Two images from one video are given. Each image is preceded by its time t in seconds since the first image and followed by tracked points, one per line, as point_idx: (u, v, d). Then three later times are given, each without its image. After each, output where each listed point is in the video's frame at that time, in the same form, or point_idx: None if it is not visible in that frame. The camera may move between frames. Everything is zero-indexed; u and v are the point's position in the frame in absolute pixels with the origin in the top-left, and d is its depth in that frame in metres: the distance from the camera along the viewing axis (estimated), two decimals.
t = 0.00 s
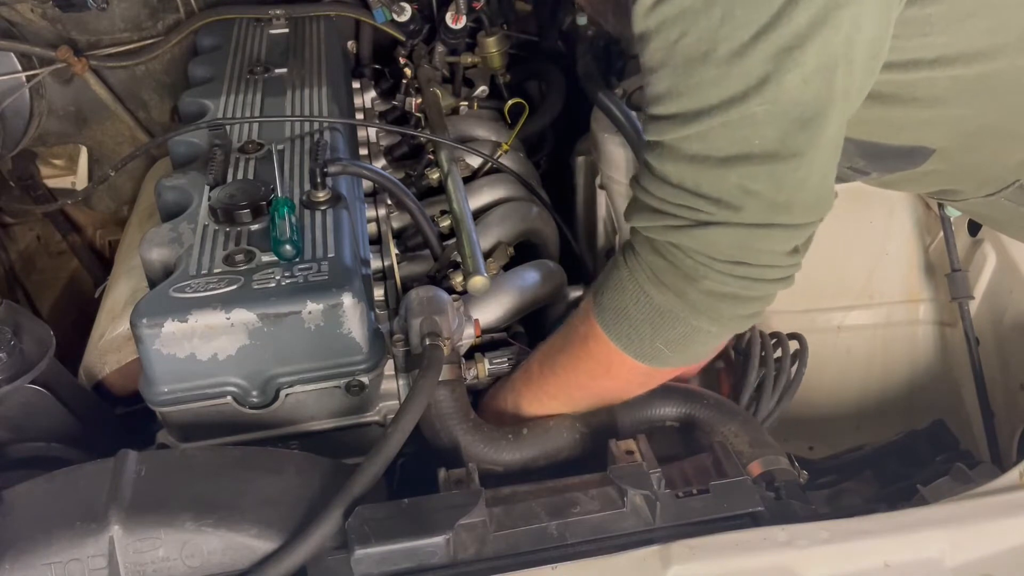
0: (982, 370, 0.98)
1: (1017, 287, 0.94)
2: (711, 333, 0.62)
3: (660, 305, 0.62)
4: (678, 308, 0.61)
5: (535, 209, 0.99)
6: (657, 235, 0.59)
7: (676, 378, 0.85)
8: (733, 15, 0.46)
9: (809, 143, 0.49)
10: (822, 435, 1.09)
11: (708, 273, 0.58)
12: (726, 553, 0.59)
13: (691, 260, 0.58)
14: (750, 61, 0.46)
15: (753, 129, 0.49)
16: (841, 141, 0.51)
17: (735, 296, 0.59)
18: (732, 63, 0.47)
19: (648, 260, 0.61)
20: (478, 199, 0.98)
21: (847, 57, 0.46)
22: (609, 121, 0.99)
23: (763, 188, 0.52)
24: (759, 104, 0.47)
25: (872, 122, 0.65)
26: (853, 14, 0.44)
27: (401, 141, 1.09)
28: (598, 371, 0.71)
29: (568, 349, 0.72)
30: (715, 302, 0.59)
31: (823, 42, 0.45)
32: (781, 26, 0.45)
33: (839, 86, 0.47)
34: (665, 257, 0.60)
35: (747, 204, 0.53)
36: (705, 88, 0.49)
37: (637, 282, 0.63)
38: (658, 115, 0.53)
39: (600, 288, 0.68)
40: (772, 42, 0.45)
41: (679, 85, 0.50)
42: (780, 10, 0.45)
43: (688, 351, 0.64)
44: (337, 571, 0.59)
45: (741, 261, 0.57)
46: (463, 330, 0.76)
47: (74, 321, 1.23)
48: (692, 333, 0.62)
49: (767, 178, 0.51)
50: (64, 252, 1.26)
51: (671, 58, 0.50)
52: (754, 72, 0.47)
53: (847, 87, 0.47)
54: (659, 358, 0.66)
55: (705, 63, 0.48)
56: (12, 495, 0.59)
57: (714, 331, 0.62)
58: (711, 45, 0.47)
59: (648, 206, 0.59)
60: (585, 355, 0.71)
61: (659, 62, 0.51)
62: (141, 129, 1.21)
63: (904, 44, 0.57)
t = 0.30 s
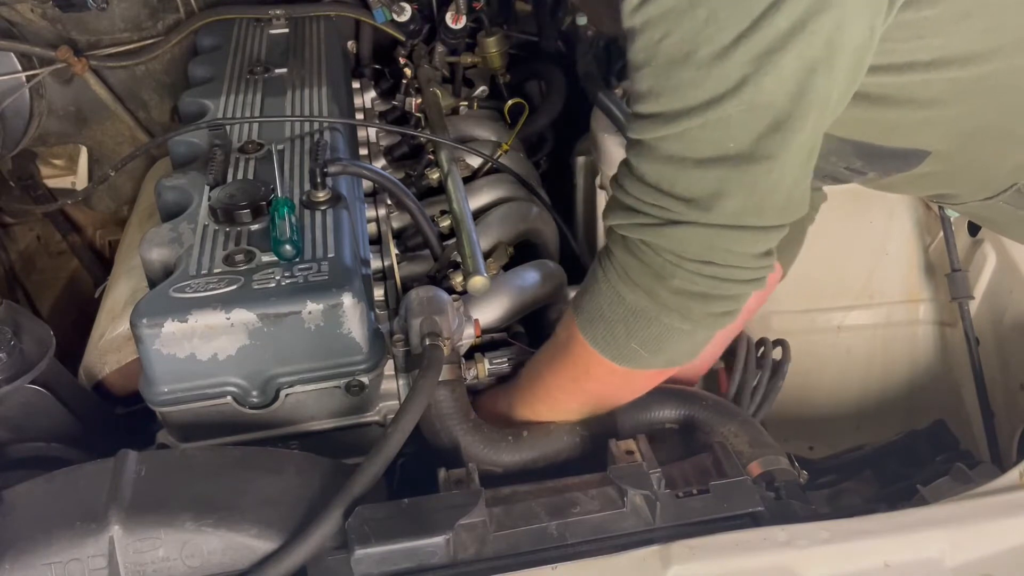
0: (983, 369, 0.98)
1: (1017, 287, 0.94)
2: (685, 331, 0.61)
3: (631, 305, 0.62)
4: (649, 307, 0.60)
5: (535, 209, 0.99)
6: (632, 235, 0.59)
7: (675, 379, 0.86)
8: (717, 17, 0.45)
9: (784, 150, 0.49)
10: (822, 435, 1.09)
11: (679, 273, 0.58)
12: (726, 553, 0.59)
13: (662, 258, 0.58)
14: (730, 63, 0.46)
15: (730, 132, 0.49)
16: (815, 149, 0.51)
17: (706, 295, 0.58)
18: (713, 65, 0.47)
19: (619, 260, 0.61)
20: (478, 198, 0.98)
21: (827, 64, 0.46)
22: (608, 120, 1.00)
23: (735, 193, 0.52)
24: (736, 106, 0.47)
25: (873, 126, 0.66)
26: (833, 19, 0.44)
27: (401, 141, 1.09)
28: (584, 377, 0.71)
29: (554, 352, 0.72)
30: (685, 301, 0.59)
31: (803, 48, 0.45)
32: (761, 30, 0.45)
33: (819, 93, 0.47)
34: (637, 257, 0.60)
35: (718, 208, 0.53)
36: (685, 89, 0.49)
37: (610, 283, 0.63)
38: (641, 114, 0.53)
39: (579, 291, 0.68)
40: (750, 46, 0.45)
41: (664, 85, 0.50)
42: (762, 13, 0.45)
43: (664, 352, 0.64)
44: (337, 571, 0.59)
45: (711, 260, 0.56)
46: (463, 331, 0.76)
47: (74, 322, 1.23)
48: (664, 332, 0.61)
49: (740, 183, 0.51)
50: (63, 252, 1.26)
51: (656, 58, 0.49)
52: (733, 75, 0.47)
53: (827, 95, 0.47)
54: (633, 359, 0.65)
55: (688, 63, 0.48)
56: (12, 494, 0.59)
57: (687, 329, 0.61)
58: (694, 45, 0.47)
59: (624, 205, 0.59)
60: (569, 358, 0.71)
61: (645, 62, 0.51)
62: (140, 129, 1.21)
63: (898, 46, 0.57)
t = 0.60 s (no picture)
0: (983, 368, 0.98)
1: (1017, 286, 0.94)
2: (657, 347, 0.63)
3: (608, 320, 0.64)
4: (623, 323, 0.62)
5: (535, 209, 0.99)
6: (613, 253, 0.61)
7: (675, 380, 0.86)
8: (710, 37, 0.45)
9: (761, 190, 0.50)
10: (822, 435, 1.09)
11: (652, 293, 0.59)
12: (726, 553, 0.59)
13: (635, 278, 0.60)
14: (717, 103, 0.47)
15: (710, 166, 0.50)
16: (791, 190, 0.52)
17: (677, 316, 0.60)
18: (706, 71, 0.46)
19: (598, 276, 0.63)
20: (479, 198, 0.98)
21: (813, 113, 0.46)
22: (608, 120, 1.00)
23: (707, 225, 0.53)
24: (717, 144, 0.49)
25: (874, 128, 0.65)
26: (822, 68, 0.44)
27: (401, 141, 1.09)
28: (577, 390, 0.73)
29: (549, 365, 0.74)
30: (657, 319, 0.60)
31: (788, 95, 0.45)
32: (750, 75, 0.45)
33: (802, 139, 0.47)
34: (613, 274, 0.62)
35: (690, 238, 0.54)
36: (675, 120, 0.49)
37: (590, 298, 0.65)
38: (633, 136, 0.54)
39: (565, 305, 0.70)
40: (739, 87, 0.46)
41: (657, 100, 0.50)
42: (754, 58, 0.45)
43: (639, 367, 0.65)
44: (337, 571, 0.59)
45: (682, 283, 0.58)
46: (463, 331, 0.76)
47: (74, 322, 1.23)
48: (638, 348, 0.63)
49: (712, 216, 0.52)
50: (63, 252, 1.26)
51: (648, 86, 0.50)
52: (719, 115, 0.47)
53: (808, 143, 0.48)
54: (609, 373, 0.67)
55: (681, 69, 0.47)
56: (12, 495, 0.59)
57: (659, 345, 0.62)
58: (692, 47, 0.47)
59: (608, 221, 0.61)
60: (563, 373, 0.72)
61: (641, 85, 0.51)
62: (140, 129, 1.21)
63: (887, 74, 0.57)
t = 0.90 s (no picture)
0: (983, 367, 0.98)
1: (1017, 286, 0.94)
2: (658, 372, 0.64)
3: (609, 344, 0.65)
4: (624, 347, 0.64)
5: (535, 209, 0.99)
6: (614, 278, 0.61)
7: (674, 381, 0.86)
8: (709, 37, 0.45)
9: (766, 223, 0.51)
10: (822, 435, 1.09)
11: (653, 320, 0.60)
12: (726, 553, 0.59)
13: (637, 305, 0.60)
14: (726, 136, 0.47)
15: (715, 198, 0.51)
16: (792, 223, 0.53)
17: (678, 343, 0.61)
18: (705, 72, 0.46)
19: (600, 298, 0.64)
20: (479, 198, 0.98)
21: (819, 144, 0.47)
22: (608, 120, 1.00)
23: (710, 257, 0.54)
24: (724, 177, 0.49)
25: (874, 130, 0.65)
26: (829, 103, 0.45)
27: (401, 141, 1.09)
28: (579, 400, 0.74)
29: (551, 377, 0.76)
30: (657, 346, 0.62)
31: (796, 127, 0.46)
32: (760, 109, 0.46)
33: (809, 167, 0.48)
34: (615, 298, 0.62)
35: (693, 268, 0.55)
36: (680, 152, 0.50)
37: (591, 321, 0.66)
38: (636, 164, 0.54)
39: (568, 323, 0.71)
40: (748, 120, 0.46)
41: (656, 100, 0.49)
42: (763, 92, 0.46)
43: (638, 388, 0.66)
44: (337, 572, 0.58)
45: (684, 312, 0.59)
46: (463, 331, 0.76)
47: (74, 322, 1.23)
48: (639, 371, 0.65)
49: (717, 246, 0.53)
50: (63, 252, 1.26)
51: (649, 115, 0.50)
52: (727, 147, 0.48)
53: (814, 174, 0.49)
54: (608, 392, 0.68)
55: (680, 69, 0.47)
56: (12, 495, 0.59)
57: (659, 371, 0.64)
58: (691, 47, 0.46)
59: (611, 247, 0.61)
60: (566, 386, 0.74)
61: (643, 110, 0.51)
62: (140, 129, 1.21)
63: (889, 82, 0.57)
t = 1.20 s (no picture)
0: (982, 367, 0.98)
1: (1017, 286, 0.94)
2: (670, 391, 0.66)
3: (624, 365, 0.66)
4: (636, 368, 0.65)
5: (535, 209, 0.99)
6: (631, 303, 0.61)
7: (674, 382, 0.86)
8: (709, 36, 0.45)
9: (790, 258, 0.53)
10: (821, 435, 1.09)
11: (669, 346, 0.62)
12: (726, 553, 0.59)
13: (654, 332, 0.61)
14: (762, 179, 0.48)
15: (743, 236, 0.52)
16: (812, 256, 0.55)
17: (693, 366, 0.63)
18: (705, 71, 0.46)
19: (615, 321, 0.65)
20: (479, 198, 0.98)
21: (852, 182, 0.49)
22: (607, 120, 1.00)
23: (733, 292, 0.55)
24: (756, 217, 0.50)
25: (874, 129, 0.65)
26: (863, 149, 0.47)
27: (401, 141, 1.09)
28: (581, 409, 0.75)
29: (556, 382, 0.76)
30: (673, 369, 0.63)
31: (832, 169, 0.48)
32: (799, 152, 0.47)
33: (839, 202, 0.50)
34: (630, 322, 0.63)
35: (714, 301, 0.56)
36: (712, 191, 0.50)
37: (605, 341, 0.67)
38: (659, 196, 0.55)
39: (579, 337, 0.72)
40: (784, 165, 0.47)
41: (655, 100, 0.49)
42: (802, 136, 0.46)
43: (649, 403, 0.69)
44: (337, 572, 0.58)
45: (701, 341, 0.60)
46: (463, 331, 0.76)
47: (74, 322, 1.23)
48: (651, 390, 0.66)
49: (741, 281, 0.54)
50: (63, 252, 1.26)
51: (680, 151, 0.50)
52: (763, 188, 0.49)
53: (841, 209, 0.50)
54: (620, 407, 0.70)
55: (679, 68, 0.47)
56: (12, 495, 0.59)
57: (672, 390, 0.66)
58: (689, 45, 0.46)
59: (626, 272, 0.61)
60: (570, 392, 0.74)
61: (674, 149, 0.50)
62: (140, 129, 1.21)
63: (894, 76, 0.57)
